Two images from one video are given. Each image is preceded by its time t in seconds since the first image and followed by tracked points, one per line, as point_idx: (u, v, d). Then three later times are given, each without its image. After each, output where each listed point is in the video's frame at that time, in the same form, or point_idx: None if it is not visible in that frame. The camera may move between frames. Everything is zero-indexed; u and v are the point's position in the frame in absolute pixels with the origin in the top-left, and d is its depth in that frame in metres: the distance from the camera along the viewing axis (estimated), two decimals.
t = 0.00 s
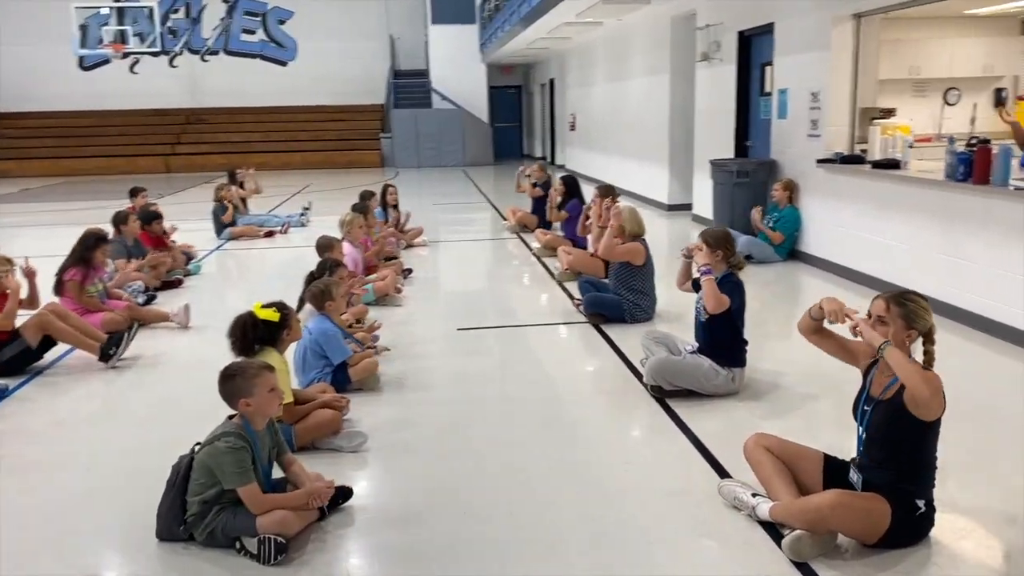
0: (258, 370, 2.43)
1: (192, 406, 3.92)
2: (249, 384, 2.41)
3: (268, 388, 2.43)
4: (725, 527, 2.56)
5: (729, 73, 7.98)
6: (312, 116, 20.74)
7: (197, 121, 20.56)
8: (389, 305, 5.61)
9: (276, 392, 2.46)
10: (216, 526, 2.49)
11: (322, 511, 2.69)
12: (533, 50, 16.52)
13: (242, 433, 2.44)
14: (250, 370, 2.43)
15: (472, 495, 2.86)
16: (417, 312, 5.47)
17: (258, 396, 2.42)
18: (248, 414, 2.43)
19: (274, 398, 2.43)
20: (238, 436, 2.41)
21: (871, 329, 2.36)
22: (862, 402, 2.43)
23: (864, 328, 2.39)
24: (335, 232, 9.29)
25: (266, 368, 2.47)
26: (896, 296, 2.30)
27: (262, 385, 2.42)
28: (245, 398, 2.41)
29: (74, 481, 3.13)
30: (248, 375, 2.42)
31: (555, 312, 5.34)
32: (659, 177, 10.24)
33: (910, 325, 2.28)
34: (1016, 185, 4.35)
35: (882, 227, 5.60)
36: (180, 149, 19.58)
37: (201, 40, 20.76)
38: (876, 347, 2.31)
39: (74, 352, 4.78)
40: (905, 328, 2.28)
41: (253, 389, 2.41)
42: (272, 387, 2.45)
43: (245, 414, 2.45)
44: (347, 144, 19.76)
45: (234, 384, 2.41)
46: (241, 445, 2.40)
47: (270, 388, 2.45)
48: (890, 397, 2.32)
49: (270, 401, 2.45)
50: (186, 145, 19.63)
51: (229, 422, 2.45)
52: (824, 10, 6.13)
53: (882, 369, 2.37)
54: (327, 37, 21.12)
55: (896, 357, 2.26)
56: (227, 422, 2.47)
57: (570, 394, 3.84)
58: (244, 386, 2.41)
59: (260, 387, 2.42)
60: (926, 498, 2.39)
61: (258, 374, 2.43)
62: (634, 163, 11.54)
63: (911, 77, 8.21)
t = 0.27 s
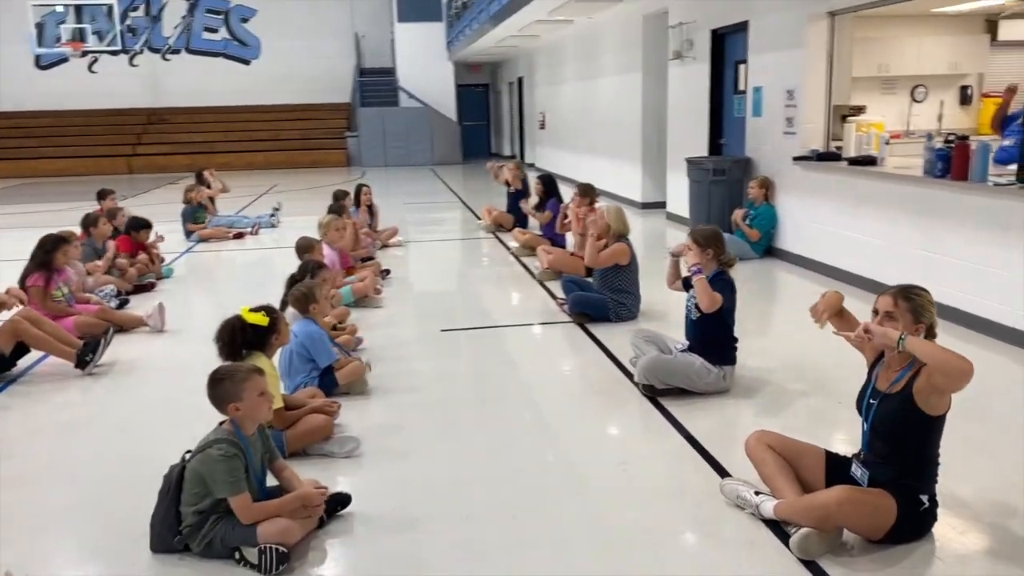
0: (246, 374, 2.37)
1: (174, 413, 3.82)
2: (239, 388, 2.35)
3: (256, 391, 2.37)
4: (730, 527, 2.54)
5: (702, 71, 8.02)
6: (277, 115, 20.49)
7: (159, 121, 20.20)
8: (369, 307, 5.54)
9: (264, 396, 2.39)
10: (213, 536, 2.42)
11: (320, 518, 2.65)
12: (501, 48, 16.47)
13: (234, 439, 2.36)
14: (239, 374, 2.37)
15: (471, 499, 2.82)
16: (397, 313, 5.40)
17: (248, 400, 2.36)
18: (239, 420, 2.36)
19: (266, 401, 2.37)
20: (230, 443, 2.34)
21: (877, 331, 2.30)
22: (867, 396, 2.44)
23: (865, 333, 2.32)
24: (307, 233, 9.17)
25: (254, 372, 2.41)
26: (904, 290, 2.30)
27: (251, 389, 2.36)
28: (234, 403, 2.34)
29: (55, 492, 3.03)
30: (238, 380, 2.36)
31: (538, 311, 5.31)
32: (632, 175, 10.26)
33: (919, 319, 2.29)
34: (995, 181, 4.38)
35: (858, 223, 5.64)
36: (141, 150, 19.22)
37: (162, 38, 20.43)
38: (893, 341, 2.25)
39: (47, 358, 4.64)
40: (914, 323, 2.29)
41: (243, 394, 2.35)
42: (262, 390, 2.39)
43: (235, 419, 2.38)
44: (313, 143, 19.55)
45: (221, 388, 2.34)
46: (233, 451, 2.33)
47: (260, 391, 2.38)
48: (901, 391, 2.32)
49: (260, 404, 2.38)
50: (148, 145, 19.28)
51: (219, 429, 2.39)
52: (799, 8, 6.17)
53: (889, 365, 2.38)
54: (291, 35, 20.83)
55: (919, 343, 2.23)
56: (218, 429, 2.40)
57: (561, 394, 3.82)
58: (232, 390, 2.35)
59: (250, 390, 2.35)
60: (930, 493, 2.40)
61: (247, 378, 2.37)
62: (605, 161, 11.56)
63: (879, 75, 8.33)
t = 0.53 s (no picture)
0: (215, 377, 2.32)
1: (160, 421, 3.76)
2: (210, 392, 2.30)
3: (231, 390, 2.33)
4: (732, 527, 2.55)
5: (678, 70, 8.05)
6: (247, 116, 20.27)
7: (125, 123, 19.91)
8: (352, 309, 5.49)
9: (240, 395, 2.35)
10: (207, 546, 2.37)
11: (315, 525, 2.61)
12: (473, 48, 16.42)
13: (215, 444, 2.31)
14: (208, 378, 2.33)
15: (471, 505, 2.80)
16: (380, 316, 5.36)
17: (222, 402, 2.31)
18: (216, 423, 2.31)
19: (239, 402, 2.32)
20: (210, 447, 2.28)
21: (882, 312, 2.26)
22: (868, 392, 2.46)
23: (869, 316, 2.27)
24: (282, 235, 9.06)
25: (225, 374, 2.36)
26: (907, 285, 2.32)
27: (223, 391, 2.31)
28: (210, 406, 2.29)
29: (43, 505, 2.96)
30: (207, 384, 2.31)
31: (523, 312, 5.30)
32: (608, 174, 10.26)
33: (921, 314, 2.32)
34: (976, 178, 4.42)
35: (838, 220, 5.68)
36: (108, 152, 18.93)
37: (128, 39, 20.13)
38: (903, 323, 2.22)
39: (24, 366, 4.54)
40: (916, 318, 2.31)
41: (216, 397, 2.30)
42: (235, 390, 2.34)
43: (215, 424, 2.33)
44: (283, 145, 19.38)
45: (194, 394, 2.30)
46: (215, 455, 2.28)
47: (232, 392, 2.33)
48: (906, 385, 2.34)
49: (237, 404, 2.33)
50: (115, 148, 18.99)
51: (199, 435, 2.34)
52: (776, 8, 6.21)
53: (892, 361, 2.40)
54: (260, 35, 20.62)
55: (928, 328, 2.22)
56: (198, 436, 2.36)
57: (553, 395, 3.81)
58: (204, 395, 2.30)
59: (221, 393, 2.30)
60: (930, 488, 2.41)
61: (217, 381, 2.32)
62: (581, 160, 11.55)
63: (851, 73, 8.40)
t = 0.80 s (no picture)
0: (181, 383, 2.18)
1: (138, 428, 3.66)
2: (177, 399, 2.16)
3: (199, 395, 2.19)
4: (730, 528, 2.53)
5: (652, 67, 8.04)
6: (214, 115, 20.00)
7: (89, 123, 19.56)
8: (329, 311, 5.42)
9: (209, 399, 2.21)
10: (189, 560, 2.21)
11: (303, 534, 2.54)
12: (443, 46, 16.32)
13: (189, 450, 2.17)
14: (174, 385, 2.19)
15: (463, 508, 2.76)
16: (360, 317, 5.29)
17: (191, 407, 2.18)
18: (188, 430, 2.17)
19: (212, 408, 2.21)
20: (185, 453, 2.15)
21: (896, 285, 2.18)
22: (862, 388, 2.44)
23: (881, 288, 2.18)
24: (254, 236, 8.95)
25: (190, 378, 2.22)
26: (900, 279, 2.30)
27: (192, 396, 2.18)
28: (179, 414, 2.16)
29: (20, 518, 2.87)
30: (173, 392, 2.17)
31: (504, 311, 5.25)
32: (582, 172, 10.26)
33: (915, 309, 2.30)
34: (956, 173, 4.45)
35: (816, 216, 5.70)
36: (72, 153, 18.59)
37: (90, 38, 19.73)
38: (911, 302, 2.16)
39: None
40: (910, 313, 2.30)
41: (185, 402, 2.16)
42: (204, 393, 2.21)
43: (187, 432, 2.20)
44: (252, 145, 19.20)
45: (160, 405, 2.17)
46: (191, 462, 2.14)
47: (201, 396, 2.20)
48: (900, 379, 2.31)
49: (208, 407, 2.20)
50: (79, 149, 18.65)
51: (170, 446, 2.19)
52: (750, 5, 6.22)
53: (886, 356, 2.39)
54: (226, 33, 20.33)
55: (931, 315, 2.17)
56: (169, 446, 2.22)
57: (539, 394, 3.77)
58: (172, 403, 2.16)
59: (189, 398, 2.17)
60: (926, 485, 2.41)
61: (183, 386, 2.19)
62: (554, 159, 11.54)
63: (822, 69, 8.44)
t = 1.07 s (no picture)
0: (160, 392, 2.11)
1: (113, 435, 3.57)
2: (157, 408, 2.09)
3: (179, 403, 2.12)
4: (723, 528, 2.52)
5: (625, 65, 8.04)
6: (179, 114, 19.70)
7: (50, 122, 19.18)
8: (306, 313, 5.35)
9: (192, 407, 2.15)
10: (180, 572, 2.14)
11: (292, 543, 2.48)
12: (411, 44, 16.21)
13: (174, 459, 2.10)
14: (152, 394, 2.11)
15: (453, 511, 2.72)
16: (337, 318, 5.22)
17: (173, 416, 2.11)
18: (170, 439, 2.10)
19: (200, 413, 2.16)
20: (168, 462, 2.07)
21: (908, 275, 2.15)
22: (850, 385, 2.43)
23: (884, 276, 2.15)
24: (224, 236, 8.82)
25: (170, 387, 2.16)
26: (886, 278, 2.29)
27: (172, 404, 2.11)
28: (160, 423, 2.09)
29: None
30: (152, 401, 2.09)
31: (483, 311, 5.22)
32: (554, 171, 10.25)
33: (901, 307, 2.30)
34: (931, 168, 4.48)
35: (791, 213, 5.73)
36: (32, 153, 18.22)
37: (50, 36, 19.30)
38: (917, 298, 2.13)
39: None
40: (897, 310, 2.29)
41: (165, 410, 2.09)
42: (184, 401, 2.14)
43: (168, 441, 2.13)
44: (218, 144, 18.98)
45: (139, 415, 2.09)
46: (174, 470, 2.07)
47: (181, 404, 2.13)
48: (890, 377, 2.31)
49: (189, 415, 2.14)
50: (40, 149, 18.29)
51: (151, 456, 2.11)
52: (723, 2, 6.23)
53: (874, 354, 2.38)
54: (190, 31, 20.02)
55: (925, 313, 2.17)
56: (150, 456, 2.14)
57: (524, 394, 3.74)
58: (151, 413, 2.09)
59: (169, 407, 2.10)
60: (917, 482, 2.41)
61: (162, 395, 2.11)
62: (526, 157, 11.51)
63: (791, 68, 8.50)
